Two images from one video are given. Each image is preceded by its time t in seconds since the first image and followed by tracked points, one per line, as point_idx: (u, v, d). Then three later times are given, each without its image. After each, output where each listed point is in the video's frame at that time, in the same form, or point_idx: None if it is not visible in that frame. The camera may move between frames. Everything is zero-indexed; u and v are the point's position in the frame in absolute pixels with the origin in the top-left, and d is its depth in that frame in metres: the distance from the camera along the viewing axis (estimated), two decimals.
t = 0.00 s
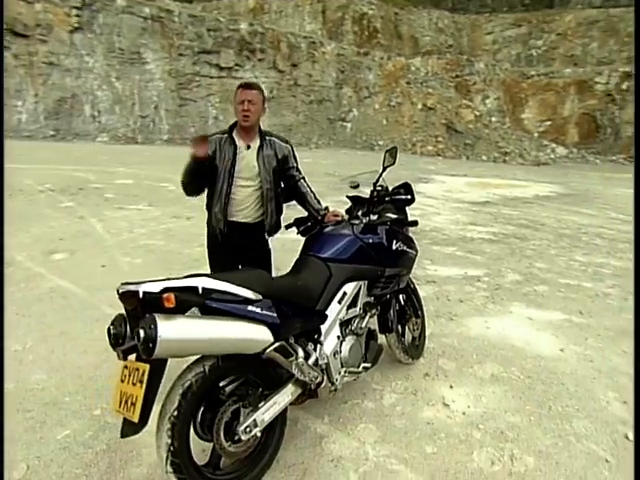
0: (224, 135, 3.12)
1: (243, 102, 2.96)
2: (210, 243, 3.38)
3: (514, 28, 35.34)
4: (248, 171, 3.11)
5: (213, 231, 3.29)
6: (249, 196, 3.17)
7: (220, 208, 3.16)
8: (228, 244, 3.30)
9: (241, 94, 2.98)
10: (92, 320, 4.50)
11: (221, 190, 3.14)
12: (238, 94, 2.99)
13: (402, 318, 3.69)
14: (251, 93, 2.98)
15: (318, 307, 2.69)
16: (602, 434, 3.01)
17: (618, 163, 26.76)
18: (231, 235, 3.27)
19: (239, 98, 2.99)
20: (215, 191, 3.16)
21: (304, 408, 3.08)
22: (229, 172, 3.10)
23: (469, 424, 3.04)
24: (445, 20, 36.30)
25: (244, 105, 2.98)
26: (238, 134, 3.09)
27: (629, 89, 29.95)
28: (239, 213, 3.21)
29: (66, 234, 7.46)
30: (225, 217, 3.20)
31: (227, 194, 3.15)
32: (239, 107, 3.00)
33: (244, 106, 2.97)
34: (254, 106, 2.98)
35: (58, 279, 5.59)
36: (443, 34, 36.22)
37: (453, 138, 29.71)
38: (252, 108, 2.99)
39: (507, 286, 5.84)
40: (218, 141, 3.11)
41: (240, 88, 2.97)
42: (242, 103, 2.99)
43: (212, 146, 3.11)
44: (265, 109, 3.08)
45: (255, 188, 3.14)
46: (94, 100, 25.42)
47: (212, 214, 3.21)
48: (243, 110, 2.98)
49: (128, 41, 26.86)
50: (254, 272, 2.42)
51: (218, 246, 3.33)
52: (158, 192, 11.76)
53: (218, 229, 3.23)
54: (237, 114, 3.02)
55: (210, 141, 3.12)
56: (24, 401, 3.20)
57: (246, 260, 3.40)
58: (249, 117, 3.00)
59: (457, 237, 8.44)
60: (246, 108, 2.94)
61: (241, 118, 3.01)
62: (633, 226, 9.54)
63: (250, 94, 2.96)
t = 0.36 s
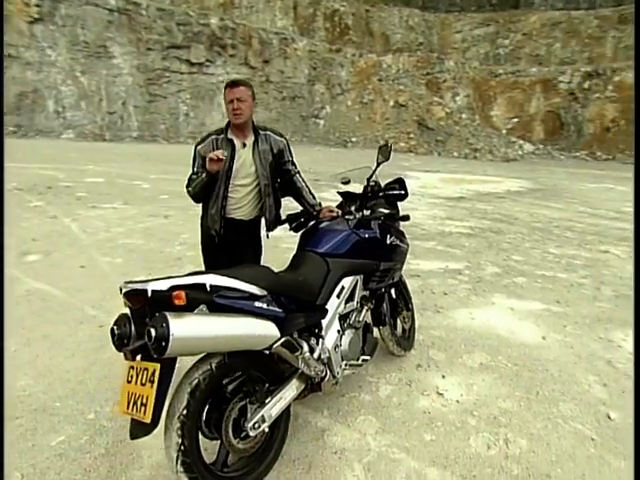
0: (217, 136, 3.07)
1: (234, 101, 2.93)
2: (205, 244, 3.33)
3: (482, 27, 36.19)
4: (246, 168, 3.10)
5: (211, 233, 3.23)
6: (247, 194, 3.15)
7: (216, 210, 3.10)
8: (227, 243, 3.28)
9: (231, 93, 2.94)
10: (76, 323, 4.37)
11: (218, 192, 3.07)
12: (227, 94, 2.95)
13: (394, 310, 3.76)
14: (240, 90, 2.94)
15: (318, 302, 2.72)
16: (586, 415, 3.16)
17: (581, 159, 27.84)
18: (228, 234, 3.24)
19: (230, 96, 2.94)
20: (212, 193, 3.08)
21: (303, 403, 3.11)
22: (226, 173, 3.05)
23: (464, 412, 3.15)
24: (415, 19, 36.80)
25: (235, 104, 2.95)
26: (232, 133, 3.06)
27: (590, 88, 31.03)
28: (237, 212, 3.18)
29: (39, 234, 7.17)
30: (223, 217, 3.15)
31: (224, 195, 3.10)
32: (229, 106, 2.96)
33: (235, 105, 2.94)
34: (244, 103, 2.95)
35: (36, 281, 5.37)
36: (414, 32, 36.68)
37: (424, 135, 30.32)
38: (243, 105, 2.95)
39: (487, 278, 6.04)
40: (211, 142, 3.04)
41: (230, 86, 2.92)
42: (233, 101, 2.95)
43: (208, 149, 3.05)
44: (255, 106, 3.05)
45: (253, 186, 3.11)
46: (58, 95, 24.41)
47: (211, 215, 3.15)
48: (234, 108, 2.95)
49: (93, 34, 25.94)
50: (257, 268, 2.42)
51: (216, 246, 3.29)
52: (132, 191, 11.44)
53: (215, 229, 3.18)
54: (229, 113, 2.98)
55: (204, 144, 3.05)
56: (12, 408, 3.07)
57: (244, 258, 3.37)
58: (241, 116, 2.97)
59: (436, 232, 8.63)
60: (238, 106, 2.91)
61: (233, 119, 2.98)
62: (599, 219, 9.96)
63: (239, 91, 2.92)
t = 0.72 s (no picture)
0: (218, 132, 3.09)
1: (235, 98, 2.93)
2: (207, 241, 3.36)
3: (459, 27, 36.79)
4: (249, 165, 3.13)
5: (213, 228, 3.25)
6: (249, 190, 3.18)
7: (219, 206, 3.14)
8: (230, 239, 3.30)
9: (232, 89, 2.95)
10: (67, 325, 4.28)
11: (220, 187, 3.11)
12: (228, 90, 2.96)
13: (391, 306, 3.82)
14: (242, 87, 2.94)
15: (323, 296, 2.76)
16: (577, 400, 3.30)
17: (554, 157, 28.57)
18: (231, 231, 3.27)
19: (231, 93, 2.95)
20: (214, 188, 3.13)
21: (306, 397, 3.14)
22: (228, 169, 3.08)
23: (463, 402, 3.24)
24: (394, 18, 37.10)
25: (237, 101, 2.96)
26: (234, 130, 3.08)
27: (563, 88, 31.81)
28: (239, 207, 3.22)
29: (20, 234, 6.96)
30: (227, 212, 3.18)
31: (227, 190, 3.13)
32: (231, 103, 2.97)
33: (237, 102, 2.95)
34: (246, 101, 2.96)
35: (20, 282, 5.21)
36: (392, 31, 36.97)
37: (403, 133, 30.75)
38: (245, 102, 2.96)
39: (474, 273, 6.20)
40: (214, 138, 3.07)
41: (231, 83, 2.93)
42: (235, 99, 2.96)
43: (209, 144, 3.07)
44: (257, 103, 3.06)
45: (256, 182, 3.15)
46: (29, 91, 23.63)
47: (213, 211, 3.18)
48: (236, 105, 2.96)
49: (66, 28, 25.21)
50: (267, 264, 2.44)
51: (219, 242, 3.32)
52: (113, 189, 11.21)
53: (218, 226, 3.21)
54: (231, 110, 2.99)
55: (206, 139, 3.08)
56: (9, 413, 2.99)
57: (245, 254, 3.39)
58: (243, 113, 2.99)
59: (421, 228, 8.77)
60: (240, 103, 2.92)
61: (233, 115, 3.00)
62: (576, 215, 10.26)
63: (240, 89, 2.93)
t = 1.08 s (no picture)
0: (222, 134, 3.11)
1: (241, 100, 2.96)
2: (210, 243, 3.36)
3: (439, 27, 37.32)
4: (253, 165, 3.16)
5: (215, 230, 3.26)
6: (253, 191, 3.21)
7: (221, 207, 3.16)
8: (232, 240, 3.32)
9: (237, 92, 2.98)
10: (62, 327, 4.22)
11: (223, 189, 3.13)
12: (233, 92, 2.99)
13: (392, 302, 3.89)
14: (247, 89, 2.97)
15: (331, 292, 2.82)
16: (572, 388, 3.44)
17: (531, 156, 29.32)
18: (233, 232, 3.29)
19: (236, 95, 2.98)
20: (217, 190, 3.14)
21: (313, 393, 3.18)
22: (232, 170, 3.10)
23: (464, 393, 3.35)
24: (374, 17, 37.38)
25: (242, 104, 2.99)
26: (238, 132, 3.10)
27: (540, 88, 32.57)
28: (243, 208, 3.24)
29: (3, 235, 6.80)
30: (230, 213, 3.21)
31: (230, 192, 3.15)
32: (236, 105, 3.00)
33: (241, 105, 2.97)
34: (250, 104, 2.99)
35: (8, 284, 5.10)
36: (373, 31, 37.23)
37: (385, 132, 31.19)
38: (249, 105, 2.99)
39: (464, 269, 6.36)
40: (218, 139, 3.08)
41: (237, 85, 2.96)
42: (240, 101, 2.98)
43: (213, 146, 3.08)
44: (261, 105, 3.09)
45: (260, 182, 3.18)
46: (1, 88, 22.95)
47: (216, 213, 3.19)
48: (241, 107, 2.98)
49: (40, 24, 24.55)
50: (280, 261, 2.48)
51: (220, 243, 3.33)
52: (96, 189, 11.01)
53: (220, 227, 3.22)
54: (235, 112, 3.01)
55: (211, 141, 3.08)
56: (12, 417, 2.95)
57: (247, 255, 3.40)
58: (247, 116, 3.01)
59: (410, 226, 8.91)
60: (244, 104, 2.94)
61: (238, 118, 3.02)
62: (558, 212, 10.57)
63: (246, 92, 2.96)
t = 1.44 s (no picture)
0: (219, 133, 3.16)
1: (235, 98, 3.00)
2: (207, 243, 3.39)
3: (411, 27, 37.86)
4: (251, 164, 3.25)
5: (214, 230, 3.30)
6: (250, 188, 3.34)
7: (223, 207, 3.22)
8: (231, 240, 3.40)
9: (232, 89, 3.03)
10: (45, 332, 4.10)
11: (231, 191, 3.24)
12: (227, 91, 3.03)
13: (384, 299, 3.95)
14: (241, 87, 3.03)
15: (329, 290, 2.85)
16: (555, 377, 3.59)
17: (502, 155, 30.15)
18: (232, 231, 3.36)
19: (231, 93, 3.03)
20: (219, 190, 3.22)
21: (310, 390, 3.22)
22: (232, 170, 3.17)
23: (455, 385, 3.45)
24: (347, 17, 37.57)
25: (236, 101, 3.03)
26: (234, 129, 3.17)
27: (509, 89, 33.55)
28: (241, 207, 3.34)
29: None
30: (229, 213, 3.28)
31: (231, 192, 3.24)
32: (230, 103, 3.04)
33: (236, 102, 3.01)
34: (245, 100, 3.03)
35: None
36: (346, 30, 37.41)
37: (360, 131, 31.37)
38: (243, 102, 3.03)
39: (446, 266, 6.52)
40: (217, 140, 3.14)
41: (232, 84, 3.01)
42: (234, 99, 3.03)
43: (214, 147, 3.14)
44: (255, 102, 3.15)
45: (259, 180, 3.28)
46: None
47: (217, 213, 3.25)
48: (235, 105, 3.02)
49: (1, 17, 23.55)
50: (280, 260, 2.50)
51: (220, 242, 3.39)
52: (68, 189, 10.66)
53: (219, 227, 3.27)
54: (230, 110, 3.06)
55: (211, 143, 3.14)
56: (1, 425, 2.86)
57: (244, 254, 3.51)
58: (242, 112, 3.06)
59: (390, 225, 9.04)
60: (240, 103, 2.99)
61: (236, 116, 3.08)
62: (531, 210, 10.95)
63: (241, 88, 3.01)
